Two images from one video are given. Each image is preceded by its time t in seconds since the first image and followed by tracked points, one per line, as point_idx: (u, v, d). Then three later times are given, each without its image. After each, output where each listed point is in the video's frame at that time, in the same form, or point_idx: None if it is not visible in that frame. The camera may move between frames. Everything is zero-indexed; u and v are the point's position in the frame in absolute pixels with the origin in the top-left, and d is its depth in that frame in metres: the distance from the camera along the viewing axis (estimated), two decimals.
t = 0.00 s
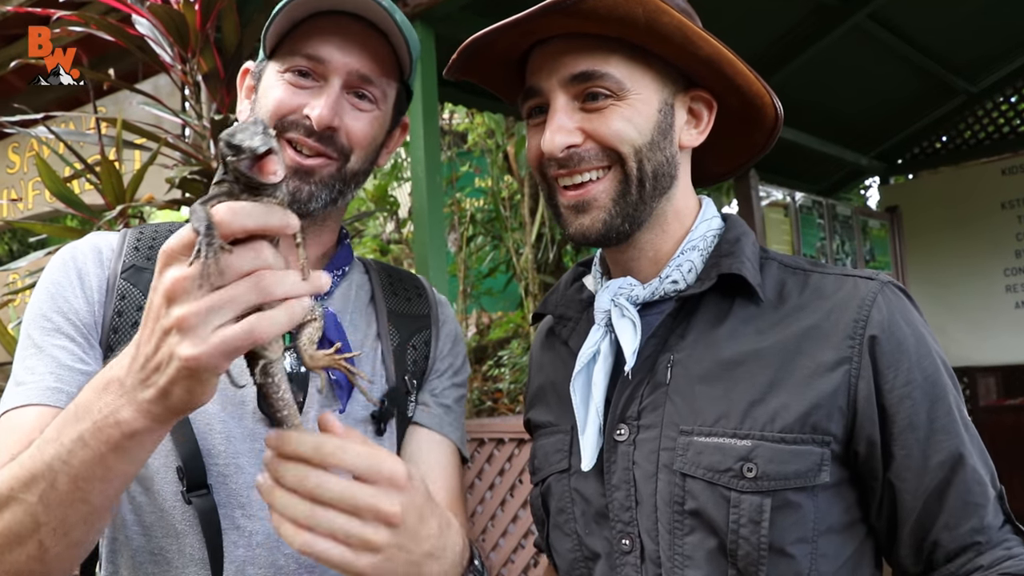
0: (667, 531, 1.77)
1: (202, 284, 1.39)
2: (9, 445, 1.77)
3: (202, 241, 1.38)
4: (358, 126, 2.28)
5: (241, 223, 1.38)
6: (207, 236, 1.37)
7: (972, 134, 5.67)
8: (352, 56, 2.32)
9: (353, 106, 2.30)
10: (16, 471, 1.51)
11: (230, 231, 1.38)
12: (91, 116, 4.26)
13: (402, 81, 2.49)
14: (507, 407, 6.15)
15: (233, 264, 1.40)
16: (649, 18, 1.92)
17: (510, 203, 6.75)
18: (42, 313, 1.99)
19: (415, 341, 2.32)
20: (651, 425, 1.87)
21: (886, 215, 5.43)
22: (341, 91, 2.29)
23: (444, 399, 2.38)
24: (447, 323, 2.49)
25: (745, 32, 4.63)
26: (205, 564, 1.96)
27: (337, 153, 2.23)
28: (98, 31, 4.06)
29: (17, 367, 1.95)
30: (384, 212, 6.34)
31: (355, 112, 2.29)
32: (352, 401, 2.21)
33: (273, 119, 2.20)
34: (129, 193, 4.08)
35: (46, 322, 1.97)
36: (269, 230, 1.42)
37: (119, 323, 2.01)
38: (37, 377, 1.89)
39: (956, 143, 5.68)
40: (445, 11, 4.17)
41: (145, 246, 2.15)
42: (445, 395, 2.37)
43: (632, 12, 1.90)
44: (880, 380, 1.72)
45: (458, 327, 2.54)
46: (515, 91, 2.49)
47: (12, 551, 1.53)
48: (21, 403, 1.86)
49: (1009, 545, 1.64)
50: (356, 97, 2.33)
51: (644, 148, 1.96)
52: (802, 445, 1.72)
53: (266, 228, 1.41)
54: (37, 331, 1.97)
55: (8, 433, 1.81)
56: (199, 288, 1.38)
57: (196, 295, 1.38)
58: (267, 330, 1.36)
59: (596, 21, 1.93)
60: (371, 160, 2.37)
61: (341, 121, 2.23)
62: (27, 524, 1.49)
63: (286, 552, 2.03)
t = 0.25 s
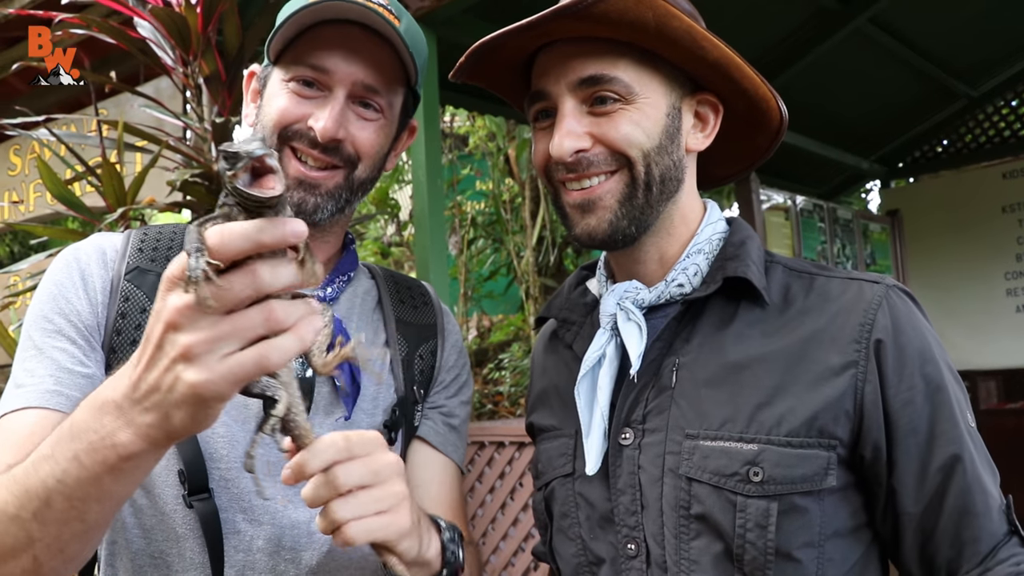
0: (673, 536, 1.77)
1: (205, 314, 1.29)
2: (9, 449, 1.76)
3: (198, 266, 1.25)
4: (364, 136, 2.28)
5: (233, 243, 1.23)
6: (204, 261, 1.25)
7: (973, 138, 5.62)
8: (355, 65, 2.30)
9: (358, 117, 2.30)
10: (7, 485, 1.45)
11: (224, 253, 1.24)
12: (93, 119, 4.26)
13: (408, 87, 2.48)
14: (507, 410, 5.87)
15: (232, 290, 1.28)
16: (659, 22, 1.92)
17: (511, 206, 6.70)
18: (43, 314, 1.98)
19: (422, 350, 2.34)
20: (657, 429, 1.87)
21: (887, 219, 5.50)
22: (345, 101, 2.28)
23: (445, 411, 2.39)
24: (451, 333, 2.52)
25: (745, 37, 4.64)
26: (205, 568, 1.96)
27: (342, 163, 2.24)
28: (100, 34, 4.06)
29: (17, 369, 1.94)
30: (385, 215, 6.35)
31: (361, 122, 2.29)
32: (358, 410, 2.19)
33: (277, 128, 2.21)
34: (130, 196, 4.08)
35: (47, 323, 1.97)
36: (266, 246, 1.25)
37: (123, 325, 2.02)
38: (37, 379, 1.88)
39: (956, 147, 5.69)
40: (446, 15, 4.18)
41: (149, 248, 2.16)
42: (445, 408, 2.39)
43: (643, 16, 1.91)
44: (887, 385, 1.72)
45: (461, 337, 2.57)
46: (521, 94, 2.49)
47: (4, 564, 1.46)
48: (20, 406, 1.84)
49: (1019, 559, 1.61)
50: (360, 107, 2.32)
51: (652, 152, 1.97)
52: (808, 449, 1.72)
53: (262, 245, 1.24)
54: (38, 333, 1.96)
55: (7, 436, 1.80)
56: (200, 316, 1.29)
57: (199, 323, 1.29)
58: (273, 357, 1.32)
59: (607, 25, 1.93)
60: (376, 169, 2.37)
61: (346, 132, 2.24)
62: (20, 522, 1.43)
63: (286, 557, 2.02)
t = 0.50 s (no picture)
0: (681, 542, 1.78)
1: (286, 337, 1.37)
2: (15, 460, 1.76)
3: (278, 296, 1.33)
4: (360, 141, 2.29)
5: (308, 267, 1.32)
6: (281, 289, 1.32)
7: (973, 141, 5.65)
8: (348, 72, 2.31)
9: (353, 123, 2.31)
10: (30, 499, 1.51)
11: (300, 277, 1.32)
12: (94, 124, 4.26)
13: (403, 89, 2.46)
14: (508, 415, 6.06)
15: (306, 315, 1.36)
16: (671, 25, 1.93)
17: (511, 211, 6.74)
18: (47, 320, 1.98)
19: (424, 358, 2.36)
20: (666, 435, 1.87)
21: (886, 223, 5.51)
22: (339, 108, 2.30)
23: (445, 420, 2.49)
24: (450, 341, 2.55)
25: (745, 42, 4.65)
26: None
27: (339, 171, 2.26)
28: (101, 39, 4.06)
29: (21, 374, 1.94)
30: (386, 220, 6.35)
31: (356, 128, 2.30)
32: (365, 420, 2.29)
33: (273, 137, 2.23)
34: (132, 202, 4.07)
35: (51, 329, 1.96)
36: (338, 263, 1.34)
37: (127, 331, 2.00)
38: (42, 385, 1.89)
39: (957, 151, 5.70)
40: (447, 20, 4.19)
41: (152, 254, 2.18)
42: (446, 416, 2.49)
43: (655, 19, 1.91)
44: (898, 393, 1.72)
45: (460, 345, 2.60)
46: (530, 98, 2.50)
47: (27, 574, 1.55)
48: (26, 411, 1.85)
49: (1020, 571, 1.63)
50: (355, 114, 2.33)
51: (663, 157, 1.97)
52: (818, 456, 1.73)
53: (334, 263, 1.33)
54: (42, 339, 1.96)
55: (13, 443, 1.81)
56: (278, 341, 1.37)
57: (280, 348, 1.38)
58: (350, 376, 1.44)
59: (620, 29, 1.93)
60: (375, 174, 2.38)
61: (342, 139, 2.25)
62: (44, 533, 1.50)
63: (287, 563, 2.02)
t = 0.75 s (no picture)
0: (687, 542, 1.77)
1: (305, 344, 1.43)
2: (27, 470, 1.77)
3: (297, 303, 1.39)
4: (350, 138, 2.31)
5: (321, 274, 1.37)
6: (298, 296, 1.39)
7: (973, 142, 5.65)
8: (334, 71, 2.31)
9: (342, 121, 2.33)
10: (52, 504, 1.56)
11: (315, 284, 1.38)
12: (94, 128, 4.25)
13: (390, 85, 2.47)
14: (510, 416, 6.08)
15: (326, 322, 1.42)
16: (684, 27, 1.95)
17: (512, 212, 6.74)
18: (48, 326, 1.98)
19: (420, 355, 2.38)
20: (671, 434, 1.87)
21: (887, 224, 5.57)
22: (327, 108, 2.31)
23: (445, 421, 2.51)
24: (446, 341, 2.56)
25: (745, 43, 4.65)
26: None
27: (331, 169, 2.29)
28: (100, 42, 4.06)
29: (25, 381, 1.94)
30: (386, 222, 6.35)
31: (346, 126, 2.32)
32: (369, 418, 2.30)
33: (264, 140, 2.25)
34: (132, 204, 4.07)
35: (53, 335, 1.96)
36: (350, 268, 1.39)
37: (128, 335, 1.99)
38: (48, 392, 1.89)
39: (957, 151, 5.71)
40: (447, 22, 4.19)
41: (151, 257, 2.17)
42: (445, 416, 2.51)
43: (670, 19, 1.93)
44: (901, 391, 1.73)
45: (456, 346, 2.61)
46: (536, 98, 2.50)
47: None
48: (33, 418, 1.85)
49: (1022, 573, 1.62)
50: (344, 112, 2.35)
51: (673, 157, 1.98)
52: (822, 454, 1.72)
53: (346, 268, 1.38)
54: (44, 345, 1.96)
55: (22, 451, 1.81)
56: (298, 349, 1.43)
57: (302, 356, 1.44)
58: (369, 383, 1.49)
59: (635, 29, 1.94)
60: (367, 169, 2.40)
61: (332, 137, 2.27)
62: (67, 539, 1.55)
63: (289, 564, 2.02)
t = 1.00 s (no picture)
0: (689, 543, 1.77)
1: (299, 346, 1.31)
2: (28, 475, 1.76)
3: (284, 306, 1.26)
4: (340, 130, 2.28)
5: (303, 279, 1.20)
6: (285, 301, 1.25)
7: (973, 143, 5.68)
8: (322, 63, 2.31)
9: (332, 114, 2.30)
10: (59, 511, 1.55)
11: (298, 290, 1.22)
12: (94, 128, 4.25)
13: (378, 78, 2.46)
14: (509, 416, 5.97)
15: (315, 325, 1.29)
16: (687, 28, 1.95)
17: (512, 213, 6.73)
18: (46, 330, 1.98)
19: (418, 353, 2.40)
20: (673, 436, 1.87)
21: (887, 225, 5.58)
22: (316, 100, 2.29)
23: (445, 423, 2.53)
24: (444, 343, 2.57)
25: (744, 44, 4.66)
26: None
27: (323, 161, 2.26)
28: (100, 43, 4.05)
29: (23, 385, 1.94)
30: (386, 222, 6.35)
31: (335, 118, 2.29)
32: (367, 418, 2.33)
33: (254, 136, 2.22)
34: (132, 205, 4.07)
35: (51, 338, 1.96)
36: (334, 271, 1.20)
37: (126, 337, 2.00)
38: (48, 395, 1.89)
39: (957, 152, 5.72)
40: (447, 23, 4.19)
41: (147, 259, 2.17)
42: (445, 419, 2.53)
43: (671, 21, 1.93)
44: (902, 393, 1.72)
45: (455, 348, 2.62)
46: (538, 99, 2.50)
47: None
48: (33, 422, 1.85)
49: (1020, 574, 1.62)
50: (334, 104, 2.32)
51: (675, 157, 1.98)
52: (823, 456, 1.72)
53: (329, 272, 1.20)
54: (42, 348, 1.96)
55: (22, 457, 1.80)
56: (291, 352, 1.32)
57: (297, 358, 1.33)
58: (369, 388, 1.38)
59: (637, 31, 1.93)
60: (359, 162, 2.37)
61: (322, 130, 2.25)
62: (75, 545, 1.54)
63: (288, 564, 2.02)
